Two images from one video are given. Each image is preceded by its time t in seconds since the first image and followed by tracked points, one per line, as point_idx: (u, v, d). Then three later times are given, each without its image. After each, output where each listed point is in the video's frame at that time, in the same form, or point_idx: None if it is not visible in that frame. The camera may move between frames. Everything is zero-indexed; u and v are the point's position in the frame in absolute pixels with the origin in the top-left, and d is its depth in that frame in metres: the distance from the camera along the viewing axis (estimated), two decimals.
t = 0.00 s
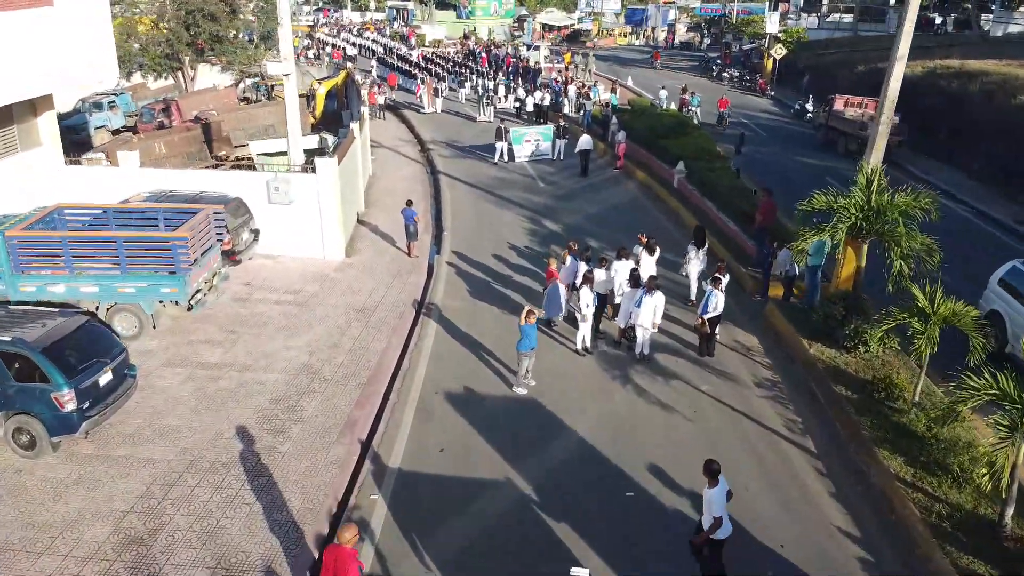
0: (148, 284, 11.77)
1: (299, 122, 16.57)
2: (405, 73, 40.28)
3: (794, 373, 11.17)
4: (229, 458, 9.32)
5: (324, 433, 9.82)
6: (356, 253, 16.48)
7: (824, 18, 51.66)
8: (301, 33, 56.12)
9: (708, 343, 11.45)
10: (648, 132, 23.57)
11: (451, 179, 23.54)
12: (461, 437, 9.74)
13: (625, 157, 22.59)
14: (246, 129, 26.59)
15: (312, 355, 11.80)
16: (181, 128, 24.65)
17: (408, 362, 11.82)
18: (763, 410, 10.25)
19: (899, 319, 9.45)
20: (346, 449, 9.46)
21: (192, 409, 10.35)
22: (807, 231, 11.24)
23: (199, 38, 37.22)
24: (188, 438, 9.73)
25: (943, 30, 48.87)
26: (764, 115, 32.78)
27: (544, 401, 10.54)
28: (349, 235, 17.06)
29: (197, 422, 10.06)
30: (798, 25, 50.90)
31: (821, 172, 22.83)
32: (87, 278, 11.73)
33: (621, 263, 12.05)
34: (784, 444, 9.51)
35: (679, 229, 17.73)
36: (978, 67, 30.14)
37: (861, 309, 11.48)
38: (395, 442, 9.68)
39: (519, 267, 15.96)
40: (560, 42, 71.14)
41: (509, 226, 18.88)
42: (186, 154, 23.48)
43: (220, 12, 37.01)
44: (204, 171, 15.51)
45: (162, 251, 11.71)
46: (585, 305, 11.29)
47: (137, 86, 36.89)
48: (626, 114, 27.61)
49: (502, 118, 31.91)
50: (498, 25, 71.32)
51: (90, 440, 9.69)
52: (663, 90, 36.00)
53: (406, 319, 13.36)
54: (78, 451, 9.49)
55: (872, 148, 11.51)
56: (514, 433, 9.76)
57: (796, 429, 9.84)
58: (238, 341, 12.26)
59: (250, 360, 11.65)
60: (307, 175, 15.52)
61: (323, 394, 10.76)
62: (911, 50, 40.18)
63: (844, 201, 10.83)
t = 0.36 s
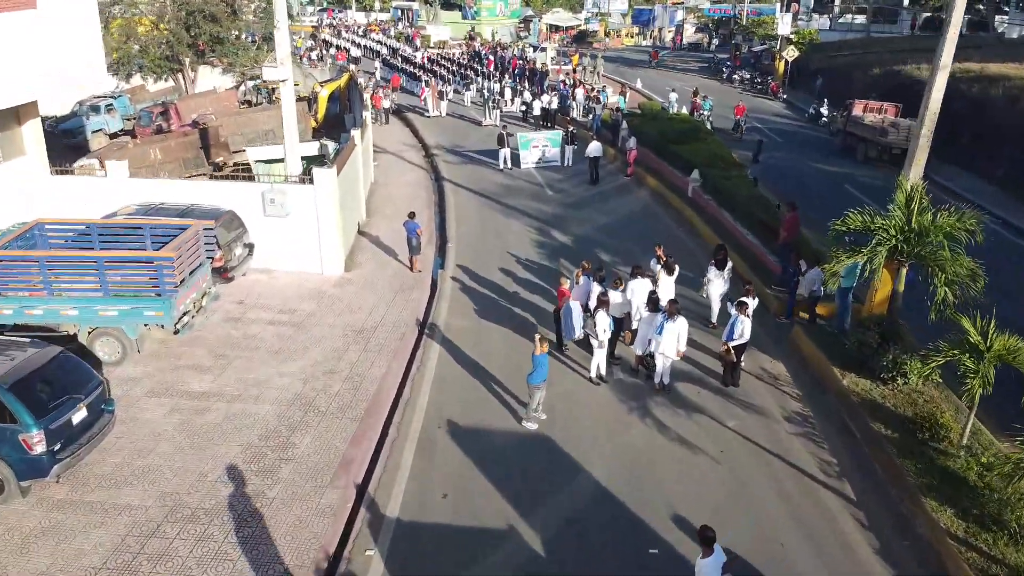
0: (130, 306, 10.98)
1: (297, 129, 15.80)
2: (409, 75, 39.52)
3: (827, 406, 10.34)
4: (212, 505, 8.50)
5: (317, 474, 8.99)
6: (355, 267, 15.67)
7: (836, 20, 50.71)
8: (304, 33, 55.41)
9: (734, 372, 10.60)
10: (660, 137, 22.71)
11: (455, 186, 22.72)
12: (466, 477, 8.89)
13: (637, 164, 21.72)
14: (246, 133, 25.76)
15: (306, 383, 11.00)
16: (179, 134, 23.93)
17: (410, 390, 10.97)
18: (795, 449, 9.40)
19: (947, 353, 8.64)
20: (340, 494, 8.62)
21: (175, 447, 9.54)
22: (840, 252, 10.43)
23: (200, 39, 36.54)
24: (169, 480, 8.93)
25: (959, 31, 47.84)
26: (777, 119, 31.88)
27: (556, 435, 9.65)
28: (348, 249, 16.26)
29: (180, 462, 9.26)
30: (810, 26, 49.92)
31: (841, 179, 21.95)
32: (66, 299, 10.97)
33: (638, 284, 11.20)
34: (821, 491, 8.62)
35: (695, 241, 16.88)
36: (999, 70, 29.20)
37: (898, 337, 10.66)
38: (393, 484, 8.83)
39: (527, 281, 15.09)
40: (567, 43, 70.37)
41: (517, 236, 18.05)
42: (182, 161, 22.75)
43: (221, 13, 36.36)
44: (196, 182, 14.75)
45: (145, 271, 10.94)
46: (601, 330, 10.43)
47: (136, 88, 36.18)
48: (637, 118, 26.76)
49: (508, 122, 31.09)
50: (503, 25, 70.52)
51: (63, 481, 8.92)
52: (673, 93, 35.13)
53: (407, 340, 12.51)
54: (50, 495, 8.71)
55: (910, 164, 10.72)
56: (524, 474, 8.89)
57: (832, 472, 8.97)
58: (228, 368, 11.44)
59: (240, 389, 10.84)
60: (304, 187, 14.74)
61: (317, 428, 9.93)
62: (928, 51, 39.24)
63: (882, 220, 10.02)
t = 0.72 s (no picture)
0: (102, 337, 10.11)
1: (288, 140, 14.90)
2: (409, 77, 38.65)
3: (864, 448, 9.48)
4: (186, 568, 7.60)
5: (303, 532, 8.08)
6: (350, 285, 14.76)
7: (843, 21, 49.86)
8: (303, 34, 54.56)
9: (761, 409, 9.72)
10: (669, 144, 21.79)
11: (457, 196, 21.83)
12: (468, 535, 7.98)
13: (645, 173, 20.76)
14: (239, 140, 24.42)
15: (294, 422, 10.09)
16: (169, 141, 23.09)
17: (407, 428, 10.05)
18: (834, 502, 8.49)
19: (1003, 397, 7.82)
20: (328, 556, 7.73)
21: (147, 498, 8.65)
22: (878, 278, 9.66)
23: (194, 41, 35.73)
24: (140, 538, 8.03)
25: (969, 32, 46.96)
26: (787, 124, 31.01)
27: (568, 484, 8.73)
28: (342, 266, 15.31)
29: (152, 515, 8.36)
30: (818, 27, 49.01)
31: (858, 189, 21.04)
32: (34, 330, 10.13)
33: (654, 312, 10.30)
34: (866, 553, 7.71)
35: (710, 258, 15.99)
36: (1018, 74, 28.29)
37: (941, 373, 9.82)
38: (388, 543, 7.93)
39: (533, 300, 14.16)
40: (569, 44, 69.53)
41: (522, 251, 17.17)
42: (172, 169, 21.84)
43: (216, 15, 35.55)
44: (179, 196, 13.88)
45: (118, 300, 10.07)
46: (616, 364, 9.52)
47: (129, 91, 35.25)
48: (644, 124, 25.85)
49: (511, 127, 30.21)
50: (504, 26, 69.64)
51: (23, 540, 8.02)
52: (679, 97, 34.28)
53: (405, 368, 11.59)
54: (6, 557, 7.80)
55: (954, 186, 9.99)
56: (533, 532, 7.97)
57: (876, 529, 8.08)
58: (210, 403, 10.56)
59: (222, 428, 9.95)
60: (296, 202, 13.85)
61: (304, 475, 9.02)
62: (940, 53, 38.38)
63: (925, 245, 9.24)
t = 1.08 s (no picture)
0: (70, 376, 9.20)
1: (278, 152, 14.00)
2: (408, 81, 37.76)
3: (910, 501, 8.61)
4: None
5: None
6: (345, 307, 13.85)
7: (850, 22, 49.01)
8: (300, 36, 53.65)
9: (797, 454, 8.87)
10: (680, 152, 20.90)
11: (458, 206, 20.93)
12: None
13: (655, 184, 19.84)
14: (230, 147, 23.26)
15: (279, 469, 9.17)
16: (159, 149, 22.18)
17: (403, 476, 9.11)
18: (883, 567, 7.58)
19: None
20: None
21: (113, 563, 7.71)
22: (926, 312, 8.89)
23: (187, 44, 34.80)
24: None
25: (979, 34, 46.12)
26: (797, 130, 30.13)
27: (585, 545, 7.81)
28: (336, 286, 14.40)
29: None
30: (825, 28, 48.10)
31: (877, 200, 20.14)
32: None
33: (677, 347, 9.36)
34: None
35: (727, 276, 15.10)
36: None
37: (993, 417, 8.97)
38: None
39: (540, 323, 13.24)
40: (571, 46, 68.56)
41: (527, 266, 16.28)
42: (161, 179, 20.93)
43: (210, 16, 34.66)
44: (160, 214, 12.99)
45: (87, 336, 9.17)
46: (636, 408, 8.58)
47: (122, 94, 34.37)
48: (652, 130, 24.95)
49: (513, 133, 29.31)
50: (505, 27, 68.61)
51: None
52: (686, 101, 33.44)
53: (401, 404, 10.65)
54: None
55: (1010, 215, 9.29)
56: None
57: None
58: (189, 446, 9.64)
59: (200, 477, 9.03)
60: (286, 219, 12.94)
61: (290, 534, 8.09)
62: (951, 57, 37.54)
63: (980, 278, 8.47)
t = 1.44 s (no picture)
0: (32, 424, 8.31)
1: (267, 168, 13.04)
2: (409, 84, 36.84)
3: (969, 567, 7.67)
4: None
5: None
6: (340, 333, 12.92)
7: (858, 24, 48.16)
8: (298, 37, 52.81)
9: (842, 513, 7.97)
10: (692, 161, 19.97)
11: (460, 218, 20.01)
12: None
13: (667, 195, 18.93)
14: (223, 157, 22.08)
15: (264, 528, 8.24)
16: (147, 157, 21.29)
17: (402, 537, 8.16)
18: None
19: None
20: None
21: None
22: (987, 355, 7.99)
23: (180, 46, 33.93)
24: None
25: (990, 36, 45.26)
26: (809, 136, 29.22)
27: None
28: (330, 309, 13.46)
29: None
30: (833, 29, 47.18)
31: (899, 212, 19.20)
32: None
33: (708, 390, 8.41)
34: None
35: (747, 298, 14.19)
36: None
37: None
38: None
39: (549, 350, 12.28)
40: (573, 47, 67.65)
41: (534, 285, 15.35)
42: (149, 191, 19.98)
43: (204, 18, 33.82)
44: (140, 235, 12.08)
45: (51, 379, 8.32)
46: (665, 465, 7.65)
47: (114, 97, 33.55)
48: (661, 137, 24.03)
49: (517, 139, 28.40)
50: (507, 29, 67.64)
51: None
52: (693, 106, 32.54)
53: (400, 448, 9.70)
54: None
55: None
56: None
57: None
58: (164, 500, 8.71)
59: (175, 539, 8.08)
60: (276, 240, 12.00)
61: None
62: (964, 60, 36.65)
63: None
